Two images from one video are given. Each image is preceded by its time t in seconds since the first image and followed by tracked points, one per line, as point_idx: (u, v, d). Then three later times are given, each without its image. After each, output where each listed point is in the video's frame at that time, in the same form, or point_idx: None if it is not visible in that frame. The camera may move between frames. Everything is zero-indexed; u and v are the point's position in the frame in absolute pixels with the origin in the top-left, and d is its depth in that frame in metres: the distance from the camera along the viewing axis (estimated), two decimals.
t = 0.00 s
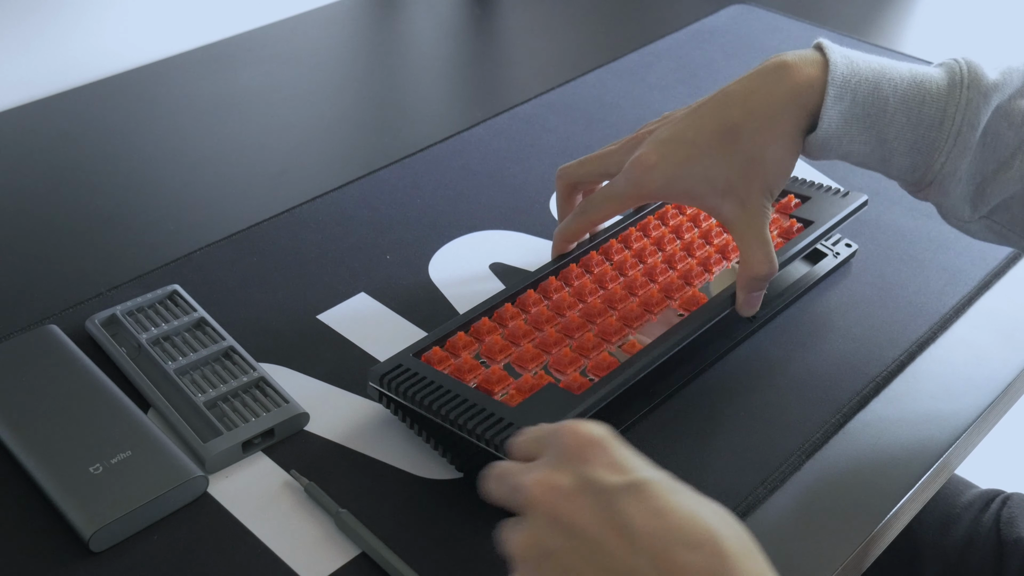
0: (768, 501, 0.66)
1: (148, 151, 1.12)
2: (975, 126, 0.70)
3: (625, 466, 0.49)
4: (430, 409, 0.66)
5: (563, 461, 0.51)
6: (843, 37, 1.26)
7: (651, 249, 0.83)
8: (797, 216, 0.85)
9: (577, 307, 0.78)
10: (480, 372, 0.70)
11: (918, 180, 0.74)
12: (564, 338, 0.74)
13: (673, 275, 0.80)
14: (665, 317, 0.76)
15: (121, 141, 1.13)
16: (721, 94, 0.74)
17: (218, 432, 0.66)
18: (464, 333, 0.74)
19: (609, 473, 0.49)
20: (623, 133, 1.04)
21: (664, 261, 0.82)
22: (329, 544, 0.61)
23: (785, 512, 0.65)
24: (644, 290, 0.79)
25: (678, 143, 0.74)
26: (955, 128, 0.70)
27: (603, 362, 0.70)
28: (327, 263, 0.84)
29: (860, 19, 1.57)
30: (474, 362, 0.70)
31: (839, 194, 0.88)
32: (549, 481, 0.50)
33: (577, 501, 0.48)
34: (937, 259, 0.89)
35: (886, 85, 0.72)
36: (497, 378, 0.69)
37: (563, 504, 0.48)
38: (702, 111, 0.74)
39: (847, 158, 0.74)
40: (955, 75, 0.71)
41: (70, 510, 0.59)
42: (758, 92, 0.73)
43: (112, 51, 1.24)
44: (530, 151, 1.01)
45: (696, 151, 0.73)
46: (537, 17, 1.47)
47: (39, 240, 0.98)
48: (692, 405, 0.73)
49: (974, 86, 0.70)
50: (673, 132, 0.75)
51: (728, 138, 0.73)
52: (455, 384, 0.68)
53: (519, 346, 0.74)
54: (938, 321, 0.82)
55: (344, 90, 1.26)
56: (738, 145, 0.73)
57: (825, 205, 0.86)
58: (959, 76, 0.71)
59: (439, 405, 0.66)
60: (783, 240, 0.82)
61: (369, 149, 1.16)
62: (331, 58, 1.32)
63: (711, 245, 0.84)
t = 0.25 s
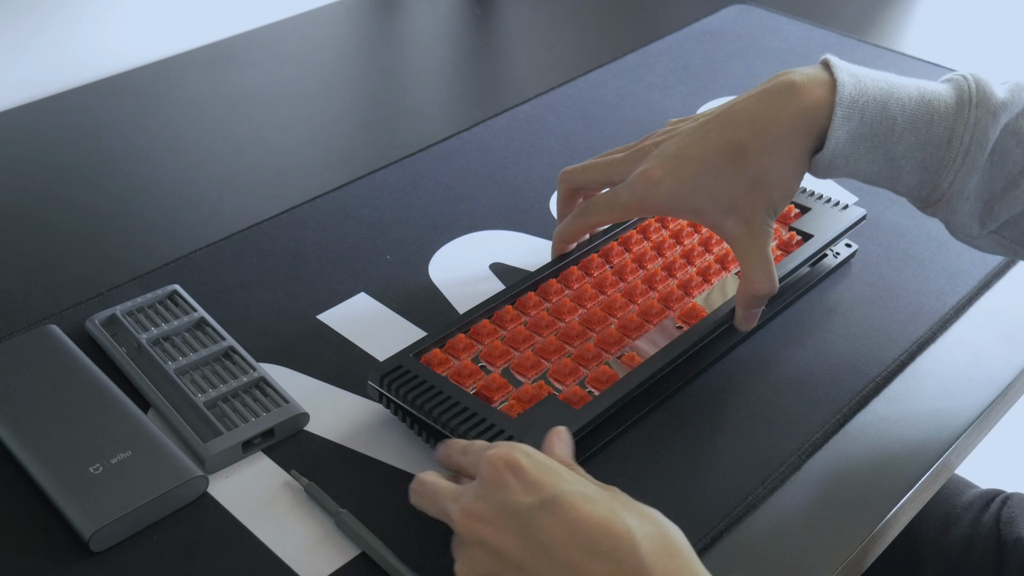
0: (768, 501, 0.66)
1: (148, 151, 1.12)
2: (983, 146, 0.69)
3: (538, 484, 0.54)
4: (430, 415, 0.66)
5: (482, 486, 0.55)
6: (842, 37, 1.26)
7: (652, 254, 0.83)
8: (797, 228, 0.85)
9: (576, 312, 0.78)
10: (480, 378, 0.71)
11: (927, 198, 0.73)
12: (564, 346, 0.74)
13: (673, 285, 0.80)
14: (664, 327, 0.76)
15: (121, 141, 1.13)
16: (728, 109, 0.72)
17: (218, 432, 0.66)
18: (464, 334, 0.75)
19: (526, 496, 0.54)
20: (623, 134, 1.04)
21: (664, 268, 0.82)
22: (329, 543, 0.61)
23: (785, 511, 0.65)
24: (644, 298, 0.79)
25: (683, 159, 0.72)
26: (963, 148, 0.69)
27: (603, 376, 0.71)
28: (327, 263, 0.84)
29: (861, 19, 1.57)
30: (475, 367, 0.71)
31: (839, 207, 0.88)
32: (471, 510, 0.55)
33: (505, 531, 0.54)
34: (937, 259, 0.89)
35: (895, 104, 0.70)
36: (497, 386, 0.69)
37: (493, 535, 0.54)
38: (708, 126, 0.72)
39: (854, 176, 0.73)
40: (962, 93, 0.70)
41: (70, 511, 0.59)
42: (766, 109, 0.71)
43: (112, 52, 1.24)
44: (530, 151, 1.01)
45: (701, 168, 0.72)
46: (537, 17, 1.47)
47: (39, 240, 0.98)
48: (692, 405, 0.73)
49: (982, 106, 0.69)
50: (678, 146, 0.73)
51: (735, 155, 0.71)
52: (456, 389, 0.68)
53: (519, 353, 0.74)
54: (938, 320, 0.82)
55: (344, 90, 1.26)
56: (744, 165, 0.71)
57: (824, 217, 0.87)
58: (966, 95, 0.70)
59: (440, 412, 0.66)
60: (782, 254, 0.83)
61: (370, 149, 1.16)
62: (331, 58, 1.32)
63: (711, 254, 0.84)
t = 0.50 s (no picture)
0: (768, 501, 0.66)
1: (148, 151, 1.12)
2: (994, 165, 0.69)
3: (550, 487, 0.56)
4: (432, 421, 0.66)
5: (494, 488, 0.57)
6: (842, 37, 1.26)
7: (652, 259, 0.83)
8: (796, 240, 0.85)
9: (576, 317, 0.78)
10: (481, 384, 0.70)
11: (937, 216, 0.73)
12: (564, 353, 0.74)
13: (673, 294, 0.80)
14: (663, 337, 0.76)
15: (121, 141, 1.13)
16: (739, 126, 0.72)
17: (218, 432, 0.66)
18: (465, 336, 0.75)
19: (539, 497, 0.56)
20: (623, 134, 1.04)
21: (664, 276, 0.82)
22: (330, 543, 0.61)
23: (785, 511, 0.65)
24: (643, 305, 0.79)
25: (692, 173, 0.72)
26: (974, 168, 0.69)
27: (604, 389, 0.70)
28: (328, 263, 0.84)
29: (861, 19, 1.57)
30: (476, 373, 0.70)
31: (838, 219, 0.89)
32: (484, 509, 0.56)
33: (517, 531, 0.55)
34: (938, 260, 0.89)
35: (905, 123, 0.70)
36: (498, 394, 0.69)
37: (505, 534, 0.55)
38: (718, 142, 0.72)
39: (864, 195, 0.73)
40: (972, 111, 0.70)
41: (70, 511, 0.59)
42: (777, 128, 0.71)
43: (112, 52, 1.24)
44: (530, 151, 1.01)
45: (709, 183, 0.72)
46: (537, 17, 1.47)
47: (39, 240, 0.98)
48: (692, 405, 0.73)
49: (992, 125, 0.69)
50: (687, 160, 0.73)
51: (743, 173, 0.71)
52: (457, 396, 0.68)
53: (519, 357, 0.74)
54: (938, 321, 0.82)
55: (344, 91, 1.26)
56: (751, 183, 0.71)
57: (824, 229, 0.87)
58: (977, 114, 0.70)
59: (441, 419, 0.66)
60: (782, 265, 0.83)
61: (370, 150, 1.16)
62: (331, 59, 1.32)
63: (710, 261, 0.84)
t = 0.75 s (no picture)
0: (768, 501, 0.66)
1: (148, 151, 1.12)
2: (1001, 181, 0.69)
3: (552, 491, 0.56)
4: (432, 424, 0.66)
5: (495, 492, 0.57)
6: (842, 37, 1.26)
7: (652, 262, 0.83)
8: (796, 246, 0.85)
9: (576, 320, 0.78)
10: (480, 387, 0.71)
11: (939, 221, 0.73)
12: (564, 356, 0.74)
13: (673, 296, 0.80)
14: (662, 342, 0.76)
15: (121, 141, 1.13)
16: (747, 137, 0.72)
17: (218, 432, 0.66)
18: (465, 337, 0.74)
19: (541, 501, 0.56)
20: (623, 134, 1.04)
21: (664, 278, 0.82)
22: (330, 543, 0.61)
23: (785, 511, 0.65)
24: (643, 308, 0.79)
25: (698, 182, 0.72)
26: (980, 182, 0.69)
27: (603, 396, 0.70)
28: (328, 263, 0.84)
29: (861, 19, 1.57)
30: (476, 376, 0.71)
31: (837, 224, 0.88)
32: (486, 513, 0.56)
33: (518, 535, 0.55)
34: (938, 260, 0.89)
35: (912, 137, 0.70)
36: (497, 398, 0.69)
37: (506, 537, 0.55)
38: (725, 152, 0.72)
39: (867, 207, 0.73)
40: (981, 123, 0.70)
41: (70, 511, 0.59)
42: (784, 139, 0.71)
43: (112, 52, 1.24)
44: (530, 151, 1.01)
45: (715, 193, 0.72)
46: (538, 18, 1.47)
47: (38, 240, 0.98)
48: (692, 405, 0.73)
49: (999, 139, 0.69)
50: (694, 169, 0.73)
51: (749, 183, 0.71)
52: (457, 400, 0.68)
53: (519, 360, 0.74)
54: (938, 321, 0.82)
55: (344, 91, 1.26)
56: (757, 194, 0.71)
57: (823, 234, 0.86)
58: (986, 128, 0.69)
59: (441, 422, 0.66)
60: (780, 272, 0.82)
61: (370, 150, 1.16)
62: (331, 59, 1.32)
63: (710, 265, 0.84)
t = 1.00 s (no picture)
0: (768, 501, 0.66)
1: (148, 151, 1.12)
2: (1002, 184, 0.69)
3: (558, 493, 0.56)
4: (431, 425, 0.67)
5: (501, 493, 0.57)
6: (842, 37, 1.26)
7: (651, 263, 0.83)
8: (796, 248, 0.85)
9: (576, 321, 0.78)
10: (480, 388, 0.71)
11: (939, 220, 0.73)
12: (563, 358, 0.74)
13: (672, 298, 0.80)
14: (661, 344, 0.76)
15: (121, 141, 1.13)
16: (748, 139, 0.72)
17: (218, 432, 0.66)
18: (465, 338, 0.74)
19: (546, 502, 0.56)
20: (623, 134, 1.04)
21: (663, 280, 0.82)
22: (330, 543, 0.61)
23: (785, 511, 0.65)
24: (643, 311, 0.79)
25: (699, 186, 0.72)
26: (981, 185, 0.69)
27: (603, 399, 0.70)
28: (328, 263, 0.84)
29: (861, 19, 1.57)
30: (475, 377, 0.71)
31: (837, 226, 0.88)
32: (491, 513, 0.56)
33: (523, 536, 0.55)
34: (939, 260, 0.89)
35: (914, 140, 0.70)
36: (497, 400, 0.69)
37: (511, 538, 0.55)
38: (726, 155, 0.72)
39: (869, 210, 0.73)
40: (983, 128, 0.70)
41: (70, 510, 0.59)
42: (786, 143, 0.71)
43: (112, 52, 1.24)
44: (530, 151, 1.01)
45: (716, 197, 0.72)
46: (538, 17, 1.47)
47: (38, 240, 0.98)
48: (692, 405, 0.73)
49: (1001, 143, 0.69)
50: (695, 172, 0.73)
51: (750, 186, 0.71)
52: (457, 402, 0.68)
53: (519, 362, 0.74)
54: (938, 321, 0.82)
55: (344, 91, 1.26)
56: (758, 197, 0.71)
57: (823, 236, 0.86)
58: (987, 132, 0.69)
59: (441, 424, 0.66)
60: (780, 274, 0.82)
61: (370, 150, 1.16)
62: (331, 59, 1.32)
63: (710, 267, 0.84)
